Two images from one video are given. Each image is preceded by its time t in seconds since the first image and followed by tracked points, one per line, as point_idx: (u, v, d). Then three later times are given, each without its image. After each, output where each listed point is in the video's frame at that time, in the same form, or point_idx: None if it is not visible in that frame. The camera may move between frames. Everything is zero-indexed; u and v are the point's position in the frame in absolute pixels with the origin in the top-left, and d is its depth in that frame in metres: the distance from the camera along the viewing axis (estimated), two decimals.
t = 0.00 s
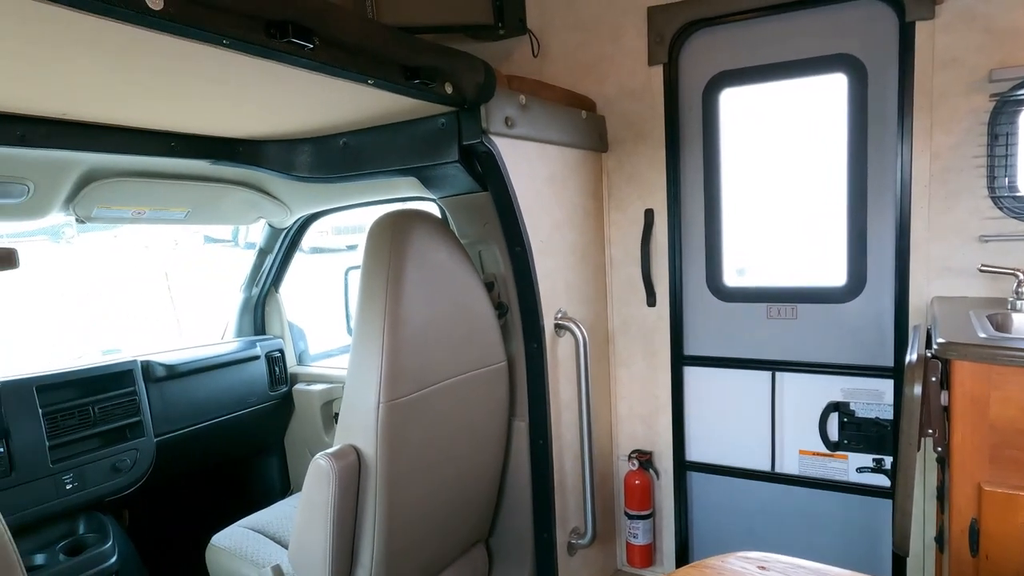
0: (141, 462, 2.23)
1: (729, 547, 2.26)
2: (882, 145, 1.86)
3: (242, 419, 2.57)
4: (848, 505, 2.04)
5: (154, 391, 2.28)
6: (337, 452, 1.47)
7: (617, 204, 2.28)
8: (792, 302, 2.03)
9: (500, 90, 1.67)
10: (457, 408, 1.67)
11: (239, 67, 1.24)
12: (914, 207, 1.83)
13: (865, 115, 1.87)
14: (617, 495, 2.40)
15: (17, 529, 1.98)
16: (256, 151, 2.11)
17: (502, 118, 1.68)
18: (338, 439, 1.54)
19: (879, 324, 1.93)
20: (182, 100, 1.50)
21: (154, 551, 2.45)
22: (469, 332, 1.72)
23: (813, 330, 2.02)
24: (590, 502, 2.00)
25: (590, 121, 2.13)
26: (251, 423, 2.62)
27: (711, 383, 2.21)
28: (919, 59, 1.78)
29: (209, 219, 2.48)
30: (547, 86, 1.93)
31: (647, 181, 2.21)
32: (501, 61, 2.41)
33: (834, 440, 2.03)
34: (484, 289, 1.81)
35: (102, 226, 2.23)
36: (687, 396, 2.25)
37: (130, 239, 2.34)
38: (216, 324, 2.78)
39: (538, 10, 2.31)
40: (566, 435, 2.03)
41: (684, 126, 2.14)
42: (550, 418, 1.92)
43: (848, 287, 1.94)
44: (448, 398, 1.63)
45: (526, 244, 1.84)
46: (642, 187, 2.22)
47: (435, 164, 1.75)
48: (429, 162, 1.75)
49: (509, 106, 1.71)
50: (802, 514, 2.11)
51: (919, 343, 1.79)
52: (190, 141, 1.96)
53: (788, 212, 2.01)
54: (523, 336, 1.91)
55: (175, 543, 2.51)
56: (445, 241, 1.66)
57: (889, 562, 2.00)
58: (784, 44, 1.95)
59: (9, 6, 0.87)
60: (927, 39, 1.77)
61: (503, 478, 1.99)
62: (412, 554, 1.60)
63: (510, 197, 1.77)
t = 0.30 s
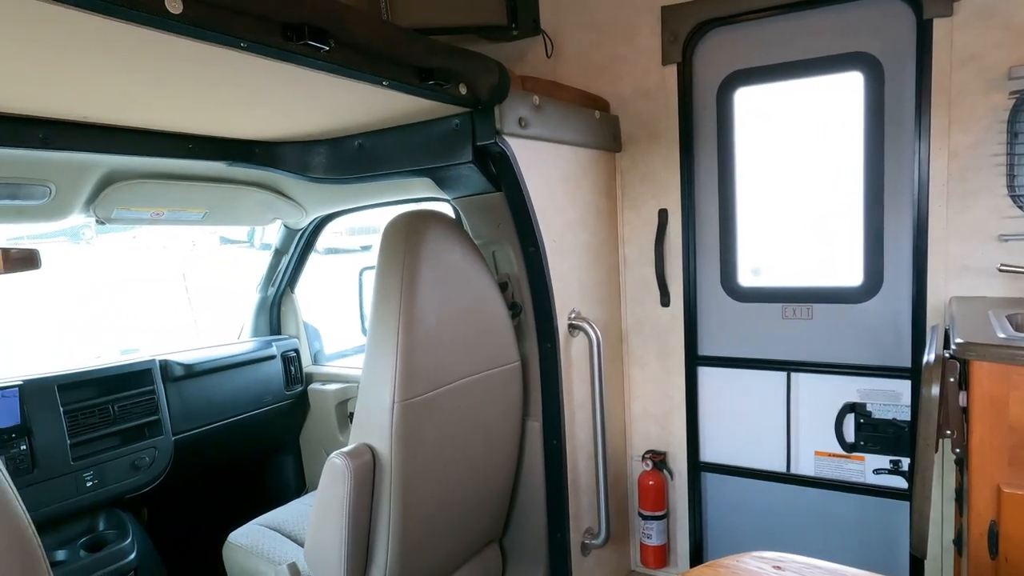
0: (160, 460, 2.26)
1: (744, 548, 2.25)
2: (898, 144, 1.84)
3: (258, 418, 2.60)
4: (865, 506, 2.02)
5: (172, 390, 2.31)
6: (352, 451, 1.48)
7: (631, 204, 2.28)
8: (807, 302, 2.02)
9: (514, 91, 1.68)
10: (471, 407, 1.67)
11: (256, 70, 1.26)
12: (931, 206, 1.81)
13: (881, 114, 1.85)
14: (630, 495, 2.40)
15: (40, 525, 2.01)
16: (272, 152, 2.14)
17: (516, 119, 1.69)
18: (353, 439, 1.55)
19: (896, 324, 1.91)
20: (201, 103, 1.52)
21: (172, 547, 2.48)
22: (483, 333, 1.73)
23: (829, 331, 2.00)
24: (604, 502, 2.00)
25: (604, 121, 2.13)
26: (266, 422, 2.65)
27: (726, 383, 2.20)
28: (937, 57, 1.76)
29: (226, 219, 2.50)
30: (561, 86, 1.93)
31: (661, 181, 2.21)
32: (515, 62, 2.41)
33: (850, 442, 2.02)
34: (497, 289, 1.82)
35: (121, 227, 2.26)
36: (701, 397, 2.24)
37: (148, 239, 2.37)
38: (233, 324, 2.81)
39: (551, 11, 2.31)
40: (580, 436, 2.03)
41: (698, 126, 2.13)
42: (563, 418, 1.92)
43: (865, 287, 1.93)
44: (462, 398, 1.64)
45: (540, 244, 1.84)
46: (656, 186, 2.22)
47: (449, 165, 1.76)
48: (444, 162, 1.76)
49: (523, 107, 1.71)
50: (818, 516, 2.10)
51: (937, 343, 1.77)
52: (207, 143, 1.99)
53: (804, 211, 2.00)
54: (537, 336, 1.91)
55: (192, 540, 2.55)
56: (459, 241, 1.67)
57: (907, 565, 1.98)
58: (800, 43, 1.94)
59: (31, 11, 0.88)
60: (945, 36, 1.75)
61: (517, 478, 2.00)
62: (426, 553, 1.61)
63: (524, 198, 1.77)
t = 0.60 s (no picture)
0: (173, 459, 2.28)
1: (758, 551, 2.23)
2: (914, 144, 1.82)
3: (270, 419, 2.62)
4: (880, 511, 2.00)
5: (186, 390, 2.33)
6: (363, 452, 1.48)
7: (643, 206, 2.27)
8: (821, 304, 2.00)
9: (524, 92, 1.67)
10: (482, 409, 1.67)
11: (269, 72, 1.27)
12: (947, 206, 1.79)
13: (896, 113, 1.83)
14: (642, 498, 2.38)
15: (55, 524, 2.03)
16: (284, 155, 2.15)
17: (527, 120, 1.68)
18: (364, 440, 1.55)
19: (911, 326, 1.89)
20: (214, 105, 1.53)
21: (186, 546, 2.50)
22: (494, 334, 1.73)
23: (843, 333, 1.98)
24: (615, 505, 1.99)
25: (615, 122, 2.12)
26: (279, 423, 2.66)
27: (738, 385, 2.18)
28: (953, 55, 1.74)
29: (239, 221, 2.52)
30: (572, 87, 1.93)
31: (673, 182, 2.19)
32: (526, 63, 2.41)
33: (865, 445, 1.99)
34: (508, 290, 1.81)
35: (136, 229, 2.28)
36: (714, 398, 2.23)
37: (162, 241, 2.40)
38: (246, 325, 2.83)
39: (562, 12, 2.31)
40: (591, 438, 2.02)
41: (711, 126, 2.12)
42: (574, 419, 1.91)
43: (880, 288, 1.91)
44: (473, 399, 1.64)
45: (551, 245, 1.84)
46: (668, 187, 2.21)
47: (460, 166, 1.76)
48: (455, 164, 1.76)
49: (533, 108, 1.71)
50: (832, 519, 2.08)
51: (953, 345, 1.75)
52: (220, 146, 2.00)
53: (817, 212, 1.98)
54: (548, 338, 1.91)
55: (205, 538, 2.57)
56: (470, 242, 1.67)
57: (923, 569, 1.96)
58: (813, 42, 1.92)
59: (44, 15, 0.89)
60: (961, 34, 1.73)
61: (528, 479, 2.00)
62: (437, 554, 1.61)
63: (535, 199, 1.77)
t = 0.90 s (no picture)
0: (186, 459, 2.29)
1: (771, 554, 2.21)
2: (930, 142, 1.79)
3: (282, 418, 2.62)
4: (896, 514, 1.97)
5: (198, 389, 2.35)
6: (374, 452, 1.48)
7: (654, 205, 2.25)
8: (835, 304, 1.98)
9: (535, 91, 1.67)
10: (493, 409, 1.67)
11: (278, 72, 1.27)
12: (965, 205, 1.76)
13: (912, 110, 1.81)
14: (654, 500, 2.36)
15: (69, 523, 2.04)
16: (295, 155, 2.16)
17: (538, 119, 1.68)
18: (374, 440, 1.55)
19: (928, 326, 1.86)
20: (226, 105, 1.54)
21: (198, 544, 2.52)
22: (505, 334, 1.72)
23: (858, 334, 1.96)
24: (627, 506, 1.98)
25: (627, 121, 2.11)
26: (290, 423, 2.67)
27: (751, 386, 2.16)
28: (971, 51, 1.72)
29: (251, 221, 2.53)
30: (584, 86, 1.92)
31: (685, 181, 2.18)
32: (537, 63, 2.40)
33: (881, 447, 1.97)
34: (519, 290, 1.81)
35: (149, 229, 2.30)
36: (726, 399, 2.21)
37: (175, 241, 2.42)
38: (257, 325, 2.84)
39: (573, 10, 2.30)
40: (603, 439, 2.00)
41: (723, 124, 2.10)
42: (585, 420, 1.90)
43: (896, 288, 1.88)
44: (484, 400, 1.63)
45: (562, 245, 1.83)
46: (679, 186, 2.19)
47: (471, 166, 1.76)
48: (465, 163, 1.76)
49: (544, 107, 1.70)
50: (847, 522, 2.05)
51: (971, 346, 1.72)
52: (232, 147, 2.01)
53: (832, 211, 1.96)
54: (559, 338, 1.90)
55: (217, 537, 2.58)
56: (480, 242, 1.67)
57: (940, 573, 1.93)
58: (827, 39, 1.90)
59: (56, 15, 0.90)
60: (979, 30, 1.70)
61: (539, 479, 1.99)
62: (448, 555, 1.60)
63: (546, 199, 1.76)
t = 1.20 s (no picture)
0: (200, 459, 2.32)
1: (783, 557, 2.20)
2: (944, 143, 1.78)
3: (294, 419, 2.65)
4: (910, 517, 1.96)
5: (212, 390, 2.37)
6: (386, 453, 1.49)
7: (665, 207, 2.25)
8: (848, 306, 1.97)
9: (546, 94, 1.67)
10: (504, 411, 1.68)
11: (292, 77, 1.29)
12: (979, 207, 1.75)
13: (925, 112, 1.80)
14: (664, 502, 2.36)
15: (85, 522, 2.07)
16: (308, 158, 2.18)
17: (549, 122, 1.68)
18: (386, 441, 1.57)
19: (941, 329, 1.85)
20: (240, 109, 1.55)
21: (212, 544, 2.54)
22: (516, 336, 1.73)
23: (871, 336, 1.95)
24: (638, 508, 1.98)
25: (637, 123, 2.11)
26: (303, 424, 2.69)
27: (763, 388, 2.15)
28: (985, 52, 1.71)
29: (264, 224, 2.55)
30: (594, 89, 1.92)
31: (696, 183, 2.18)
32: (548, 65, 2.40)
33: (894, 449, 1.96)
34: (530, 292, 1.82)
35: (163, 231, 2.34)
36: (738, 401, 2.20)
37: (189, 243, 2.46)
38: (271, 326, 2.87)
39: (583, 13, 2.30)
40: (613, 441, 2.00)
41: (734, 126, 2.10)
42: (596, 423, 1.91)
43: (909, 290, 1.87)
44: (495, 402, 1.64)
45: (573, 247, 1.83)
46: (690, 189, 2.19)
47: (482, 169, 1.77)
48: (476, 166, 1.77)
49: (555, 110, 1.71)
50: (860, 525, 2.04)
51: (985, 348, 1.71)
52: (246, 150, 2.03)
53: (844, 212, 1.95)
54: (570, 340, 1.91)
55: (231, 537, 2.61)
56: (491, 244, 1.68)
57: None
58: (839, 41, 1.90)
59: (76, 23, 0.92)
60: (992, 30, 1.69)
61: (550, 481, 1.99)
62: (459, 555, 1.61)
63: (557, 201, 1.77)
